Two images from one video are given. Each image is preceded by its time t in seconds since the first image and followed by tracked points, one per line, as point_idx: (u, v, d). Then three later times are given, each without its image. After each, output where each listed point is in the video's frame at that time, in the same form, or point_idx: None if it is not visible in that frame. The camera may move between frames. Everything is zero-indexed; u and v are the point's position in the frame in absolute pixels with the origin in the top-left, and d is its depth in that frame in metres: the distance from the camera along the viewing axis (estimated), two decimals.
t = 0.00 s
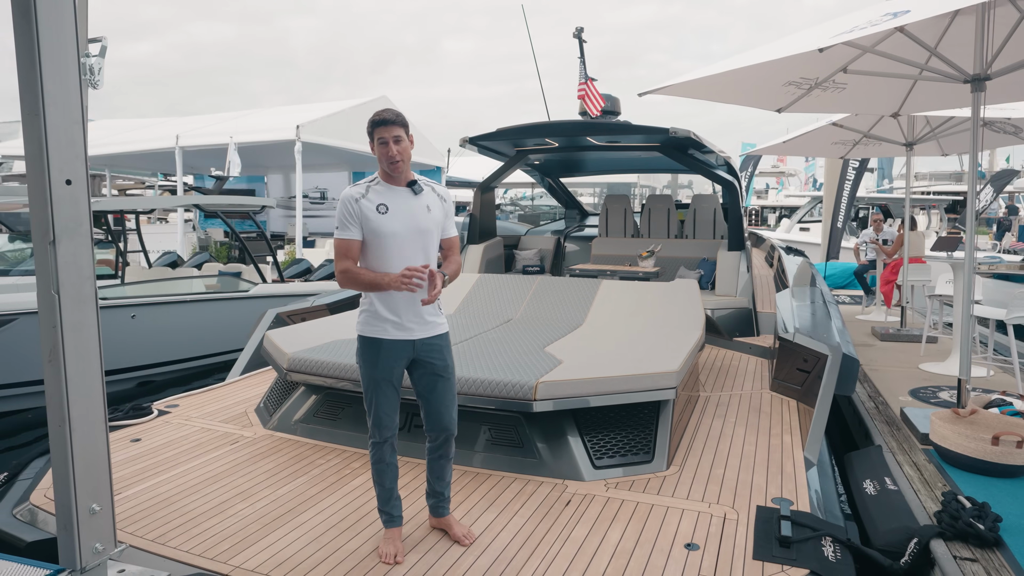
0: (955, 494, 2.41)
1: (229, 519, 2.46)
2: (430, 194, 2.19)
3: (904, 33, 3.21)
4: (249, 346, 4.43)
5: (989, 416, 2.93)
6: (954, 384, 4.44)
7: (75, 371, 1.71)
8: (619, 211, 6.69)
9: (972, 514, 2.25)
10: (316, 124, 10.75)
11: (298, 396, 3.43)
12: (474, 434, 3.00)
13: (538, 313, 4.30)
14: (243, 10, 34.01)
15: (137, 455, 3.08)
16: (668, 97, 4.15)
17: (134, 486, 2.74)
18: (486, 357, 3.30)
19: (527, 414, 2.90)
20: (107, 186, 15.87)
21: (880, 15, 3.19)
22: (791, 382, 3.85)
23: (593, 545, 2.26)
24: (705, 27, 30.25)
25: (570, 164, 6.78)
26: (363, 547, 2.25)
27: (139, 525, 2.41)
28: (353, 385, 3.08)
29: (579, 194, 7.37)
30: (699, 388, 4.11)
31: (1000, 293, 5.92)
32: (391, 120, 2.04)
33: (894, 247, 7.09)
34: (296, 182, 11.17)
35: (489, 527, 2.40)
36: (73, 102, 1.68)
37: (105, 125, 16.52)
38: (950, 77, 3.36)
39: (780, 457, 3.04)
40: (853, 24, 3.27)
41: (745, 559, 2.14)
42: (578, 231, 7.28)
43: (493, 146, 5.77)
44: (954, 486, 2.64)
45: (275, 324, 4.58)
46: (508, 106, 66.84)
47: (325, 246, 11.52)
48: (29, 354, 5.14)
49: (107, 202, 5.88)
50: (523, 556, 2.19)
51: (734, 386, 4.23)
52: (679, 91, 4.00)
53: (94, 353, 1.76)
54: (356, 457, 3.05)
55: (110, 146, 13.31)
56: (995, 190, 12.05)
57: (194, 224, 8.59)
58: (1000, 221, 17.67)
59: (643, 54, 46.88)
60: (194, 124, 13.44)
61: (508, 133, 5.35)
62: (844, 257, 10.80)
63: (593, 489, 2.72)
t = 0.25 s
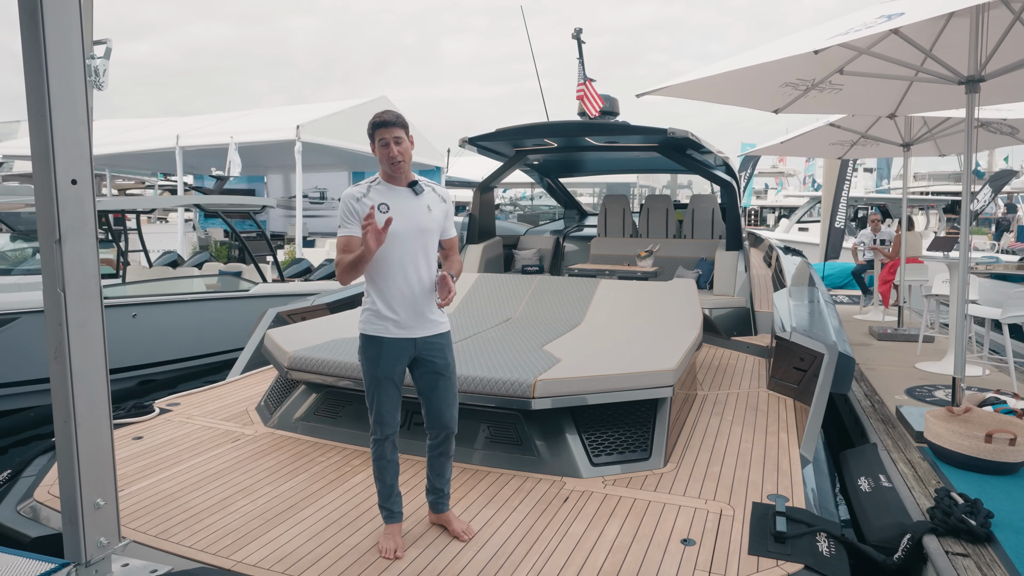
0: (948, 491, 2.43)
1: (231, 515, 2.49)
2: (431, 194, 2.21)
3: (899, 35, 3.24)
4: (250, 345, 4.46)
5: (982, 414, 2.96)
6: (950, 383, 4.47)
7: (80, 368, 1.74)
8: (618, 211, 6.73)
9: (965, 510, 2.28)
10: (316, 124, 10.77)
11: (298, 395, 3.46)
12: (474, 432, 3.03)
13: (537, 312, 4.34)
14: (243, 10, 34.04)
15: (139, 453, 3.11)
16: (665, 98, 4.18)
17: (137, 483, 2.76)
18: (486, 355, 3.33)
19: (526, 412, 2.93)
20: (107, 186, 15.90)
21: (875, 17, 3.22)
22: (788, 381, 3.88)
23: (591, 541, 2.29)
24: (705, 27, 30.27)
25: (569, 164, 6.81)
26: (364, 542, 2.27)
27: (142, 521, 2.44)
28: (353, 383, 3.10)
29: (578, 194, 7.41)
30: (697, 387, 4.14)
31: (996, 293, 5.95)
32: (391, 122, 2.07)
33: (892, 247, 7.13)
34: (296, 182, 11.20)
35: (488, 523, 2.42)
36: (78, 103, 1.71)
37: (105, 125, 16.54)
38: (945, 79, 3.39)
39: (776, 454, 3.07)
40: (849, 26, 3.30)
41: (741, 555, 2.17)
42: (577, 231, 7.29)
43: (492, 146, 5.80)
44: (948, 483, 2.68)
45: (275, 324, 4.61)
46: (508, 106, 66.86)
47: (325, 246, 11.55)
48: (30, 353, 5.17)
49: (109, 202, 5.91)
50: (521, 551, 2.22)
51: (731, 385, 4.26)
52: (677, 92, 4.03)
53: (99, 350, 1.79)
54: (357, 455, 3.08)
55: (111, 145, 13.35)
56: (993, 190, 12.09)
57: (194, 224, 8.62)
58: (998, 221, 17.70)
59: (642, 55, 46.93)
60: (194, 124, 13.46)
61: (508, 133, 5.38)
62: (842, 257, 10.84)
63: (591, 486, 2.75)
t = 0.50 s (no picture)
0: (942, 488, 2.45)
1: (233, 512, 2.52)
2: (432, 194, 2.25)
3: (894, 36, 3.27)
4: (251, 345, 4.48)
5: (977, 412, 2.98)
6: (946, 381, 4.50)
7: (85, 367, 1.76)
8: (617, 211, 6.76)
9: (959, 506, 2.31)
10: (316, 124, 10.80)
11: (299, 394, 3.48)
12: (474, 430, 3.05)
13: (536, 311, 4.36)
14: (242, 10, 34.05)
15: (141, 452, 3.13)
16: (663, 98, 4.21)
17: (140, 481, 2.79)
18: (485, 354, 3.35)
19: (526, 410, 2.96)
20: (106, 187, 15.91)
21: (871, 18, 3.25)
22: (785, 379, 3.91)
23: (589, 537, 2.32)
24: (704, 28, 30.32)
25: (569, 164, 6.83)
26: (365, 539, 2.30)
27: (145, 518, 2.46)
28: (354, 382, 3.13)
29: (577, 194, 7.43)
30: (695, 385, 4.17)
31: (993, 292, 5.99)
32: (393, 121, 2.09)
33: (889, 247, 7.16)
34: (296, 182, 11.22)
35: (488, 520, 2.45)
36: (82, 105, 1.73)
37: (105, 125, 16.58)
38: (941, 79, 3.41)
39: (774, 452, 3.10)
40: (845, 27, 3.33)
41: (738, 550, 2.20)
42: (576, 231, 7.31)
43: (491, 147, 5.82)
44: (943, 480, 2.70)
45: (276, 324, 4.63)
46: (507, 106, 66.91)
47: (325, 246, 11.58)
48: (32, 354, 5.19)
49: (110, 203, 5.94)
50: (521, 547, 2.25)
51: (729, 383, 4.29)
52: (675, 92, 4.06)
53: (103, 348, 1.81)
54: (357, 453, 3.11)
55: (110, 146, 13.37)
56: (991, 190, 12.13)
57: (194, 224, 8.64)
58: (997, 221, 17.75)
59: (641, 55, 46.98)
60: (194, 125, 13.49)
61: (507, 134, 5.41)
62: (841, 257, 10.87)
63: (590, 483, 2.77)
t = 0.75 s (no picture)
0: (937, 485, 2.48)
1: (234, 510, 2.54)
2: (427, 195, 2.29)
3: (890, 37, 3.30)
4: (251, 344, 4.50)
5: (973, 410, 3.02)
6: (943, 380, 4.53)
7: (89, 365, 1.78)
8: (616, 211, 6.78)
9: (953, 503, 2.33)
10: (316, 125, 10.83)
11: (300, 393, 3.51)
12: (473, 428, 3.08)
13: (536, 310, 4.38)
14: (242, 10, 34.07)
15: (143, 450, 3.15)
16: (661, 99, 4.24)
17: (141, 479, 2.81)
18: (484, 353, 3.37)
19: (524, 408, 2.98)
20: (106, 187, 15.93)
21: (867, 20, 3.27)
22: (783, 378, 3.93)
23: (588, 534, 2.34)
24: (704, 28, 30.34)
25: (568, 164, 6.85)
26: (366, 536, 2.32)
27: (148, 516, 2.48)
28: (354, 380, 3.15)
29: (576, 194, 7.46)
30: (693, 385, 4.19)
31: (991, 291, 6.01)
32: (395, 123, 2.12)
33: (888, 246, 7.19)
34: (296, 183, 11.24)
35: (488, 517, 2.47)
36: (86, 106, 1.75)
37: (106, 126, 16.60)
38: (937, 80, 3.44)
39: (771, 450, 3.12)
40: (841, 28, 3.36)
41: (735, 547, 2.22)
42: (575, 231, 7.34)
43: (491, 147, 5.84)
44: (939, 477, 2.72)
45: (276, 323, 4.65)
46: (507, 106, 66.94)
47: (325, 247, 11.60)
48: (32, 354, 5.21)
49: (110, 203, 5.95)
50: (520, 544, 2.27)
51: (728, 382, 4.31)
52: (673, 93, 4.08)
53: (106, 346, 1.83)
54: (358, 451, 3.13)
55: (111, 146, 13.39)
56: (990, 190, 12.15)
57: (195, 225, 8.66)
58: (996, 221, 17.77)
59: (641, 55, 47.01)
60: (194, 125, 13.50)
61: (506, 134, 5.43)
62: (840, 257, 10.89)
63: (589, 481, 2.79)
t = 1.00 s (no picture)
0: (933, 482, 2.50)
1: (237, 506, 2.56)
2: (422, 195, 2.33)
3: (886, 38, 3.32)
4: (252, 343, 4.52)
5: (969, 408, 3.04)
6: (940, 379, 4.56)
7: (94, 362, 1.80)
8: (615, 211, 6.80)
9: (948, 499, 2.36)
10: (316, 125, 10.85)
11: (301, 391, 3.53)
12: (473, 426, 3.10)
13: (535, 309, 4.41)
14: (242, 10, 34.08)
15: (145, 448, 3.17)
16: (660, 99, 4.27)
17: (144, 476, 2.83)
18: (484, 351, 3.40)
19: (524, 406, 3.00)
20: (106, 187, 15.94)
21: (863, 21, 3.30)
22: (781, 377, 3.95)
23: (587, 530, 2.36)
24: (704, 28, 30.37)
25: (567, 164, 6.88)
26: (367, 531, 2.35)
27: (151, 512, 2.50)
28: (355, 378, 3.17)
29: (575, 194, 7.48)
30: (691, 383, 4.22)
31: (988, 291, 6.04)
32: (397, 126, 2.14)
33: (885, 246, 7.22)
34: (296, 183, 11.26)
35: (488, 513, 2.50)
36: (91, 107, 1.78)
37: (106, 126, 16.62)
38: (933, 80, 3.46)
39: (769, 447, 3.14)
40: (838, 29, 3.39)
41: (732, 542, 2.24)
42: (575, 231, 7.36)
43: (490, 147, 5.87)
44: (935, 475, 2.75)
45: (276, 322, 4.68)
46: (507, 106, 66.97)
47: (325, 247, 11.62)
48: (34, 353, 5.23)
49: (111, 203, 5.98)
50: (520, 540, 2.29)
51: (726, 380, 4.34)
52: (672, 93, 4.11)
53: (111, 343, 1.86)
54: (359, 449, 3.15)
55: (110, 146, 13.40)
56: (989, 190, 12.19)
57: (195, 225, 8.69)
58: (995, 221, 17.80)
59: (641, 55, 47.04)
60: (194, 125, 13.51)
61: (506, 134, 5.45)
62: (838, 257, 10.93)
63: (588, 478, 2.82)
